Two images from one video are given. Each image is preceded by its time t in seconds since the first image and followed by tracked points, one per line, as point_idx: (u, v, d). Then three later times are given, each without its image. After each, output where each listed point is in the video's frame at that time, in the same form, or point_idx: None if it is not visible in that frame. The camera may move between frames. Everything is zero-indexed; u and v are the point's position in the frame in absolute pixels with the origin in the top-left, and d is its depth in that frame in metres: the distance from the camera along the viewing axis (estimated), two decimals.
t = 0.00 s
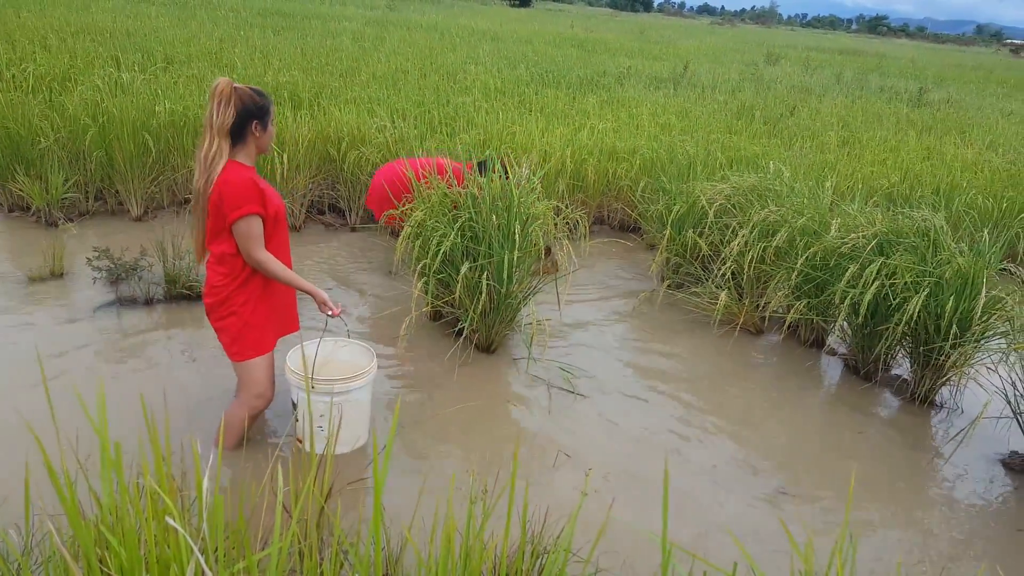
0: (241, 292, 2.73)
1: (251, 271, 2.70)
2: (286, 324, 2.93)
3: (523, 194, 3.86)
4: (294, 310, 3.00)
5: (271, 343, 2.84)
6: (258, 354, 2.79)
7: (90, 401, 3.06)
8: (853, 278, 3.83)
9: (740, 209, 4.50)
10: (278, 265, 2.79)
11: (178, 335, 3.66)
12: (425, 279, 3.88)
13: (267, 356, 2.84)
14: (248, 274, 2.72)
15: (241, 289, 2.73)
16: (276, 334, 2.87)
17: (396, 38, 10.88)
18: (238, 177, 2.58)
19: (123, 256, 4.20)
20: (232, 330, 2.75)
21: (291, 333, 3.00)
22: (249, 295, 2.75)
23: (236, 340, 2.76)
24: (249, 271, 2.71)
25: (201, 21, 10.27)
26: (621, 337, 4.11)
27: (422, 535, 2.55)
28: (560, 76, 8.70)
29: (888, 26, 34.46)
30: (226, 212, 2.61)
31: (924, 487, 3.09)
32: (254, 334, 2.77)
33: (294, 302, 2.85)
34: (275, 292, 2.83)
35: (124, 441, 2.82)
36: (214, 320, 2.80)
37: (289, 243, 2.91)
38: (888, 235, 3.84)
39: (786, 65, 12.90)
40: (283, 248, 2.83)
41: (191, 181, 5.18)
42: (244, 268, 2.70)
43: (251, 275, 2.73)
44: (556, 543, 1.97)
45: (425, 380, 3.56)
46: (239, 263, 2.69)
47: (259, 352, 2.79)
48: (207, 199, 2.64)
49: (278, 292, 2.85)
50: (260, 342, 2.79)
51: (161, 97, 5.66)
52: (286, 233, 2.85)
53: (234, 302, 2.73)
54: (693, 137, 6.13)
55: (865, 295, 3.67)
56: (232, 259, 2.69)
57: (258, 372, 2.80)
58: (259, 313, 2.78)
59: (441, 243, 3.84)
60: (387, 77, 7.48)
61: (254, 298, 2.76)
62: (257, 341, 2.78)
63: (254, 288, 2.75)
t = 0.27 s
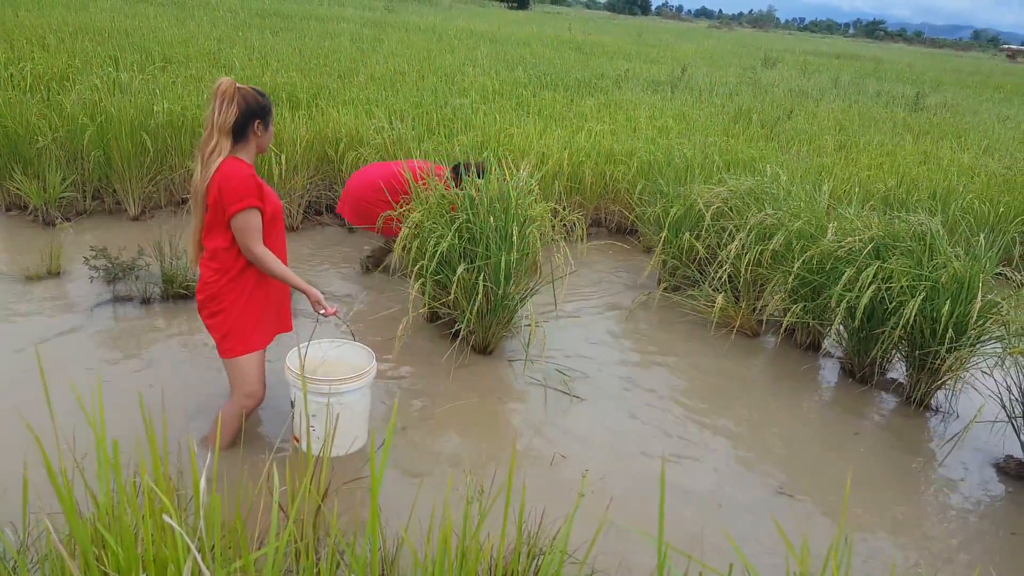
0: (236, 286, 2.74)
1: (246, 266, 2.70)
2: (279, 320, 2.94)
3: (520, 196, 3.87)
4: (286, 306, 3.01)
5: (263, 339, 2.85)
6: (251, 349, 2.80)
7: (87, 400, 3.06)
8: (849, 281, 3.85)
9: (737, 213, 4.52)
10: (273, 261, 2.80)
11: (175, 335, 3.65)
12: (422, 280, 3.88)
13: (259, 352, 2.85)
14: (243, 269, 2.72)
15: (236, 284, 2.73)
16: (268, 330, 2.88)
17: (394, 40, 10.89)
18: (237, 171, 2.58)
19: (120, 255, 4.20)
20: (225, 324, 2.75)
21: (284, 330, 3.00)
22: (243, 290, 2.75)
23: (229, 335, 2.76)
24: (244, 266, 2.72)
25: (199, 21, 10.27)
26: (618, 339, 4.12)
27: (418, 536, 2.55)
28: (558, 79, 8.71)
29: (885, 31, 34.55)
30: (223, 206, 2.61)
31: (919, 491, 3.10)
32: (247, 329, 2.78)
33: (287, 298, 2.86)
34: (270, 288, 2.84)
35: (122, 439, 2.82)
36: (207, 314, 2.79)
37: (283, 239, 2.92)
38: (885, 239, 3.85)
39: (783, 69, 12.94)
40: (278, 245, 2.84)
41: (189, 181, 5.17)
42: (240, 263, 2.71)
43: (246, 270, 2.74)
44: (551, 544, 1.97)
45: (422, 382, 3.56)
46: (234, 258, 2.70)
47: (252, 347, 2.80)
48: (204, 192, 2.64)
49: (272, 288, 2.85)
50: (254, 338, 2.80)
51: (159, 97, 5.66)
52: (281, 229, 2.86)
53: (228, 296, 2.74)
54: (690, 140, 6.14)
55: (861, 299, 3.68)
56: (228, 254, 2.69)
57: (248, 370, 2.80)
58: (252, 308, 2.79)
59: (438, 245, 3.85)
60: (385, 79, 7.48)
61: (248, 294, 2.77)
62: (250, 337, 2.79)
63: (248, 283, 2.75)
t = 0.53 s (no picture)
0: (233, 289, 2.74)
1: (244, 269, 2.70)
2: (276, 324, 2.93)
3: (519, 199, 3.88)
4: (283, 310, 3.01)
5: (260, 342, 2.85)
6: (249, 353, 2.80)
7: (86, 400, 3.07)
8: (848, 287, 3.86)
9: (735, 218, 4.53)
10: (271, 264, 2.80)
11: (173, 335, 3.65)
12: (421, 283, 3.88)
13: (256, 355, 2.85)
14: (240, 272, 2.73)
15: (234, 287, 2.73)
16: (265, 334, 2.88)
17: (393, 43, 10.90)
18: (237, 173, 2.58)
19: (119, 256, 4.20)
20: (223, 327, 2.75)
21: (281, 334, 3.00)
22: (241, 293, 2.75)
23: (226, 338, 2.76)
24: (242, 269, 2.72)
25: (199, 23, 10.29)
26: (616, 343, 4.13)
27: (415, 538, 2.56)
28: (557, 83, 8.73)
29: (885, 37, 34.65)
30: (222, 209, 2.61)
31: (917, 497, 3.11)
32: (244, 332, 2.78)
33: (285, 301, 2.86)
34: (267, 291, 2.84)
35: (121, 439, 2.82)
36: (204, 317, 2.79)
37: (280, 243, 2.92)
38: (883, 245, 3.87)
39: (783, 74, 12.98)
40: (275, 248, 2.85)
41: (188, 182, 5.18)
42: (237, 266, 2.71)
43: (244, 273, 2.74)
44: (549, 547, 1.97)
45: (421, 384, 3.56)
46: (232, 261, 2.70)
47: (249, 350, 2.80)
48: (203, 194, 2.64)
49: (269, 291, 2.85)
50: (251, 340, 2.80)
51: (160, 98, 5.67)
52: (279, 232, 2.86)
53: (226, 299, 2.74)
54: (690, 144, 6.16)
55: (860, 304, 3.69)
56: (225, 257, 2.69)
57: (247, 375, 2.80)
58: (250, 311, 2.79)
59: (437, 247, 3.85)
60: (385, 82, 7.49)
61: (245, 297, 2.77)
62: (247, 340, 2.79)
63: (246, 286, 2.75)
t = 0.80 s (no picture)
0: (243, 295, 2.76)
1: (253, 274, 2.72)
2: (286, 328, 2.95)
3: (524, 201, 3.89)
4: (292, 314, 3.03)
5: (271, 346, 2.87)
6: (259, 357, 2.82)
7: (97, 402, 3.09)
8: (856, 287, 3.86)
9: (742, 217, 4.53)
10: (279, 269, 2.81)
11: (181, 338, 3.67)
12: (426, 284, 3.89)
13: (267, 359, 2.87)
14: (249, 277, 2.75)
15: (243, 292, 2.75)
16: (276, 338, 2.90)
17: (397, 45, 10.92)
18: (243, 179, 2.61)
19: (127, 259, 4.23)
20: (233, 332, 2.77)
21: (291, 338, 3.02)
22: (250, 299, 2.77)
23: (237, 343, 2.78)
24: (251, 274, 2.74)
25: (204, 27, 10.33)
26: (623, 345, 4.13)
27: (424, 539, 2.57)
28: (561, 83, 8.74)
29: (891, 34, 34.50)
30: (229, 215, 2.63)
31: (927, 498, 3.10)
32: (255, 337, 2.80)
33: (293, 305, 2.88)
34: (276, 296, 2.86)
35: (132, 441, 2.84)
36: (215, 323, 2.81)
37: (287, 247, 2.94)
38: (892, 244, 3.87)
39: (788, 73, 12.95)
40: (283, 253, 2.87)
41: (195, 185, 5.20)
42: (246, 272, 2.73)
43: (253, 279, 2.76)
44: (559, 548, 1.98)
45: (428, 387, 3.57)
46: (241, 267, 2.72)
47: (260, 355, 2.82)
48: (210, 201, 2.66)
49: (278, 296, 2.87)
50: (262, 345, 2.82)
51: (166, 103, 5.70)
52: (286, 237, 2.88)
53: (236, 305, 2.76)
54: (694, 144, 6.15)
55: (868, 304, 3.69)
56: (234, 262, 2.71)
57: (259, 379, 2.83)
58: (260, 316, 2.81)
59: (442, 249, 3.86)
60: (389, 84, 7.51)
61: (255, 302, 2.79)
62: (257, 345, 2.80)
63: (255, 291, 2.77)
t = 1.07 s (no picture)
0: (263, 293, 2.77)
1: (273, 272, 2.74)
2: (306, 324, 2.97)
3: (539, 198, 3.89)
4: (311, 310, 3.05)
5: (292, 343, 2.89)
6: (281, 354, 2.84)
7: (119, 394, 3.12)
8: (875, 288, 3.83)
9: (759, 217, 4.51)
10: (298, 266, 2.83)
11: (199, 332, 3.70)
12: (440, 281, 3.89)
13: (288, 356, 2.89)
14: (269, 276, 2.76)
15: (264, 290, 2.77)
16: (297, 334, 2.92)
17: (413, 43, 10.94)
18: (261, 178, 2.62)
19: (145, 253, 4.26)
20: (255, 331, 2.79)
21: (310, 335, 3.03)
22: (271, 296, 2.79)
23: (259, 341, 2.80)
24: (270, 272, 2.76)
25: (222, 24, 10.39)
26: (638, 344, 4.12)
27: (440, 534, 2.58)
28: (576, 81, 8.72)
29: (909, 32, 34.13)
30: (248, 215, 2.65)
31: (945, 502, 3.08)
32: (277, 334, 2.82)
33: (313, 302, 2.90)
34: (296, 293, 2.88)
35: (153, 432, 2.87)
36: (236, 322, 2.83)
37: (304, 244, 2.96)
38: (912, 246, 3.85)
39: (806, 72, 12.84)
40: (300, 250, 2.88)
41: (212, 181, 5.24)
42: (266, 270, 2.75)
43: (272, 278, 2.77)
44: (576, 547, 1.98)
45: (443, 383, 3.59)
46: (261, 266, 2.74)
47: (282, 352, 2.84)
48: (229, 201, 2.68)
49: (297, 294, 2.88)
50: (283, 342, 2.84)
51: (184, 99, 5.74)
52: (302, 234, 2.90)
53: (257, 303, 2.78)
54: (711, 143, 6.12)
55: (888, 306, 3.66)
56: (254, 261, 2.73)
57: (279, 376, 2.85)
58: (280, 313, 2.83)
59: (457, 246, 3.86)
60: (405, 82, 7.53)
61: (275, 300, 2.80)
62: (278, 344, 2.82)
63: (275, 289, 2.79)
